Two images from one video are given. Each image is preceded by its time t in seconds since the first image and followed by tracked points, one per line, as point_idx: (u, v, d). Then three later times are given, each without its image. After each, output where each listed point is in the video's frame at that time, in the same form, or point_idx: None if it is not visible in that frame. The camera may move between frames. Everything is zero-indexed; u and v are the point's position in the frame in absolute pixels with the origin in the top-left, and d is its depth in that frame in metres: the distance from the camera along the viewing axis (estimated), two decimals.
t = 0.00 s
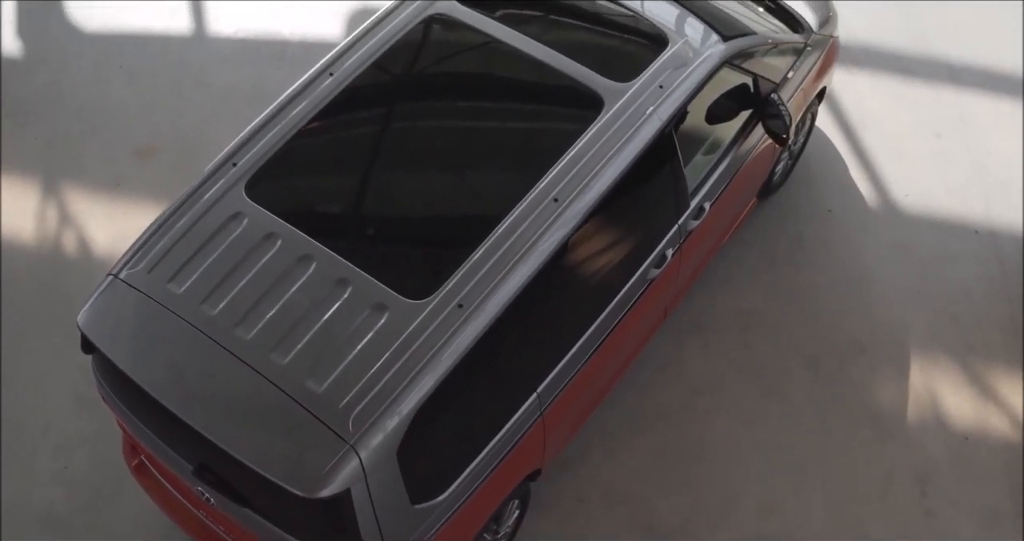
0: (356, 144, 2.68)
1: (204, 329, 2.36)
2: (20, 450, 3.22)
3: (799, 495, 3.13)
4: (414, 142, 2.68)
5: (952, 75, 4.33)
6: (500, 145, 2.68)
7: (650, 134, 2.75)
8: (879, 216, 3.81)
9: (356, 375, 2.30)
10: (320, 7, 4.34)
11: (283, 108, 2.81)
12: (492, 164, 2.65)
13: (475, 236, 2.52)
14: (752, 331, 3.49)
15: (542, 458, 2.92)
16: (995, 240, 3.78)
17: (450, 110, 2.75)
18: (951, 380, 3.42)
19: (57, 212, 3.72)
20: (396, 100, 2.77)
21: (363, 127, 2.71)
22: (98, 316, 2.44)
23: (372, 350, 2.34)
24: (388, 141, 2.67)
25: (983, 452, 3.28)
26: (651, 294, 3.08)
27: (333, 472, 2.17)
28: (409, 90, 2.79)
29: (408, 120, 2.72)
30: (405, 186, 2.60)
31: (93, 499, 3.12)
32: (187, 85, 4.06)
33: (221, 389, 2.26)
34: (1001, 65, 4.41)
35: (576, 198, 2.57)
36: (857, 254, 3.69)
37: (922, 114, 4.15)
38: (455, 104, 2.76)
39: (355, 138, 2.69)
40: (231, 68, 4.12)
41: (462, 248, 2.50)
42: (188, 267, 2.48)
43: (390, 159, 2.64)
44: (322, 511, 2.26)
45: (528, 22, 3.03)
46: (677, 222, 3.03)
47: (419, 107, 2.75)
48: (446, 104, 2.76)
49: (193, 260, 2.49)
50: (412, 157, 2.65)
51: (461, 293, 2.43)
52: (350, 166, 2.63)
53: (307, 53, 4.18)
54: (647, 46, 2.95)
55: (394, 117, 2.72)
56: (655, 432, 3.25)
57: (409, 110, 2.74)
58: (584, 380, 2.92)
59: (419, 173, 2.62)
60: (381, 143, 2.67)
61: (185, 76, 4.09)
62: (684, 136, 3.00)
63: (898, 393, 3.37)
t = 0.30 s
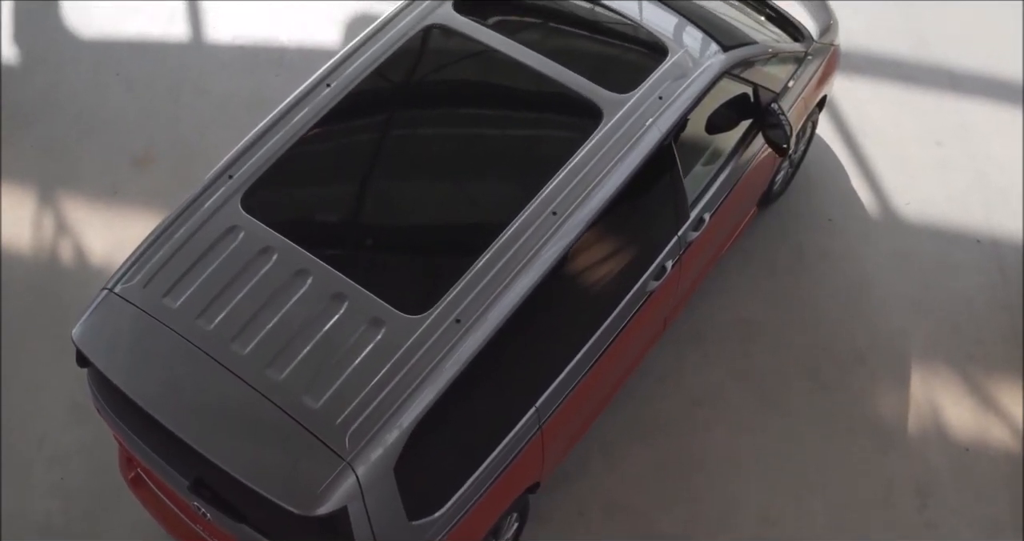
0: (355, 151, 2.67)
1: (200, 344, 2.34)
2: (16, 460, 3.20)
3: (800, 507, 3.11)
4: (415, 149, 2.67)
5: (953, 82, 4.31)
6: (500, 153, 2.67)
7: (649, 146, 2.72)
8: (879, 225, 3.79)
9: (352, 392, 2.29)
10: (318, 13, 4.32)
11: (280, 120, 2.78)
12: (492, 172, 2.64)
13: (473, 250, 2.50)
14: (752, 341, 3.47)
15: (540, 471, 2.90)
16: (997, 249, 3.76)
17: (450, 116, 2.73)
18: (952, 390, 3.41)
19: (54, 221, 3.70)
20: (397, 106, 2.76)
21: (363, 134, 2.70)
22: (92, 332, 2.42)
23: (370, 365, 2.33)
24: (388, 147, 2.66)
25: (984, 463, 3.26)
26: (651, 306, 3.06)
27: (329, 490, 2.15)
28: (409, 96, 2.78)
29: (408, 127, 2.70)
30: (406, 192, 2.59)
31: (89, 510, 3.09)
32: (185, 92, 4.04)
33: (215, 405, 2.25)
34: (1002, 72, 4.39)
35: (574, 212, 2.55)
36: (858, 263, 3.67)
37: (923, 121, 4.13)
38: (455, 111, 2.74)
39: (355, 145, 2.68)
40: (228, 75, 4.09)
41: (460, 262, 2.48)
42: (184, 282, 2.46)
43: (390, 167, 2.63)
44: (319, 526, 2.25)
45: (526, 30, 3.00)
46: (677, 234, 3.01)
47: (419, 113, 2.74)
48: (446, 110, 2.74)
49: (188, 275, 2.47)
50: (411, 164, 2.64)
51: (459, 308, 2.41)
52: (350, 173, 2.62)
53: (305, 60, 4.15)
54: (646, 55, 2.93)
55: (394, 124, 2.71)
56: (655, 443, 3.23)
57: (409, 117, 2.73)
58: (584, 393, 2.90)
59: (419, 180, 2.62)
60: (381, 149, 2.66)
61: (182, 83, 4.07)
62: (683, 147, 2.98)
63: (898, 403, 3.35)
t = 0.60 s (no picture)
0: (354, 157, 2.65)
1: (196, 358, 2.33)
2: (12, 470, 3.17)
3: (800, 517, 3.10)
4: (414, 157, 2.65)
5: (954, 88, 4.29)
6: (500, 161, 2.65)
7: (650, 156, 2.70)
8: (880, 233, 3.78)
9: (351, 405, 2.28)
10: (316, 19, 4.29)
11: (277, 130, 2.76)
12: (492, 181, 2.62)
13: (472, 263, 2.48)
14: (752, 351, 3.45)
15: (540, 483, 2.88)
16: (999, 257, 3.74)
17: (450, 123, 2.71)
18: (954, 399, 3.39)
19: (51, 229, 3.68)
20: (397, 113, 2.74)
21: (363, 140, 2.68)
22: (88, 345, 2.40)
23: (368, 379, 2.31)
24: (388, 153, 2.65)
25: (986, 473, 3.24)
26: (651, 316, 3.04)
27: (327, 505, 2.14)
28: (409, 103, 2.76)
29: (408, 133, 2.69)
30: (406, 200, 2.57)
31: (87, 521, 3.07)
32: (183, 99, 4.02)
33: (212, 422, 2.23)
34: (1004, 78, 4.36)
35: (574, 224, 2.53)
36: (859, 272, 3.65)
37: (925, 128, 4.11)
38: (454, 118, 2.72)
39: (354, 152, 2.66)
40: (226, 81, 4.07)
41: (458, 276, 2.46)
42: (180, 294, 2.44)
43: (389, 173, 2.61)
44: None
45: (524, 37, 2.98)
46: (677, 244, 2.99)
47: (418, 120, 2.72)
48: (445, 118, 2.72)
49: (184, 288, 2.46)
50: (410, 172, 2.62)
51: (458, 321, 2.39)
52: (349, 181, 2.60)
53: (303, 66, 4.13)
54: (646, 63, 2.91)
55: (394, 130, 2.69)
56: (655, 454, 3.21)
57: (409, 123, 2.71)
58: (584, 404, 2.87)
59: (418, 188, 2.59)
60: (380, 155, 2.64)
61: (180, 89, 4.05)
62: (684, 155, 2.96)
63: (900, 413, 3.34)
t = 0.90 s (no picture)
0: (356, 165, 2.64)
1: (193, 376, 2.31)
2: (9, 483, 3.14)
3: (802, 530, 3.08)
4: (414, 165, 2.63)
5: (956, 95, 4.26)
6: (499, 169, 2.64)
7: (651, 169, 2.68)
8: (882, 242, 3.76)
9: (350, 422, 2.26)
10: (315, 26, 4.27)
11: (275, 142, 2.73)
12: (492, 188, 2.61)
13: (470, 278, 2.46)
14: (753, 362, 3.43)
15: (539, 497, 2.86)
16: (1001, 266, 3.72)
17: (449, 131, 2.69)
18: (956, 411, 3.37)
19: (48, 238, 3.66)
20: (397, 120, 2.72)
21: (363, 148, 2.67)
22: (84, 361, 2.38)
23: (365, 396, 2.29)
24: (388, 161, 2.63)
25: (989, 485, 3.22)
26: (652, 327, 3.01)
27: (324, 525, 2.12)
28: (409, 110, 2.75)
29: (408, 141, 2.67)
30: (407, 208, 2.56)
31: (84, 535, 3.04)
32: (180, 107, 4.00)
33: (208, 440, 2.20)
34: (1006, 85, 4.34)
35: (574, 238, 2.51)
36: (861, 282, 3.63)
37: (927, 136, 4.09)
38: (454, 126, 2.70)
39: (355, 160, 2.65)
40: (224, 89, 4.05)
41: (457, 291, 2.44)
42: (176, 310, 2.42)
43: (389, 182, 2.60)
44: None
45: (524, 44, 2.95)
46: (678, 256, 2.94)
47: (419, 128, 2.70)
48: (445, 124, 2.71)
49: (181, 303, 2.44)
50: (411, 180, 2.61)
51: (456, 338, 2.37)
52: (350, 189, 2.59)
53: (301, 73, 4.10)
54: (646, 72, 2.88)
55: (394, 138, 2.68)
56: (656, 466, 3.19)
57: (409, 131, 2.70)
58: (584, 418, 2.85)
59: (418, 197, 2.58)
60: (380, 163, 2.63)
61: (178, 97, 4.03)
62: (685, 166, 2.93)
63: (902, 425, 3.31)
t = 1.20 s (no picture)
0: (357, 172, 2.62)
1: (190, 390, 2.29)
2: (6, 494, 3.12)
3: None
4: (415, 172, 2.61)
5: (958, 103, 4.24)
6: (498, 177, 2.62)
7: (652, 180, 2.65)
8: (884, 251, 3.74)
9: (348, 437, 2.24)
10: (314, 33, 4.25)
11: (273, 154, 2.71)
12: (491, 195, 2.59)
13: (470, 291, 2.44)
14: (754, 372, 3.41)
15: (539, 509, 2.84)
16: (1003, 275, 3.70)
17: (449, 138, 2.68)
18: (958, 421, 3.35)
19: (46, 246, 3.64)
20: (397, 127, 2.71)
21: (364, 156, 2.65)
22: (80, 375, 2.36)
23: (364, 412, 2.27)
24: (388, 168, 2.62)
25: (991, 496, 3.20)
26: (653, 338, 2.99)
27: None
28: (409, 117, 2.73)
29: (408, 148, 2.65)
30: (406, 214, 2.55)
31: None
32: (179, 114, 3.98)
33: (204, 457, 2.19)
34: (1009, 92, 4.31)
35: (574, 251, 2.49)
36: (862, 291, 3.62)
37: (928, 144, 4.07)
38: (453, 133, 2.69)
39: (357, 167, 2.63)
40: (222, 96, 4.03)
41: (456, 305, 2.42)
42: (173, 324, 2.40)
43: (389, 189, 2.58)
44: None
45: (523, 50, 2.93)
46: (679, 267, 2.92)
47: (419, 135, 2.68)
48: (445, 133, 2.69)
49: (178, 317, 2.42)
50: (411, 188, 2.59)
51: (454, 353, 2.35)
52: (350, 196, 2.57)
53: (300, 80, 4.08)
54: (646, 80, 2.86)
55: (394, 145, 2.66)
56: (656, 477, 3.17)
57: (409, 138, 2.68)
58: (584, 431, 2.83)
59: (418, 204, 2.57)
60: (380, 171, 2.61)
61: (176, 104, 4.01)
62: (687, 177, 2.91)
63: (903, 435, 3.30)
